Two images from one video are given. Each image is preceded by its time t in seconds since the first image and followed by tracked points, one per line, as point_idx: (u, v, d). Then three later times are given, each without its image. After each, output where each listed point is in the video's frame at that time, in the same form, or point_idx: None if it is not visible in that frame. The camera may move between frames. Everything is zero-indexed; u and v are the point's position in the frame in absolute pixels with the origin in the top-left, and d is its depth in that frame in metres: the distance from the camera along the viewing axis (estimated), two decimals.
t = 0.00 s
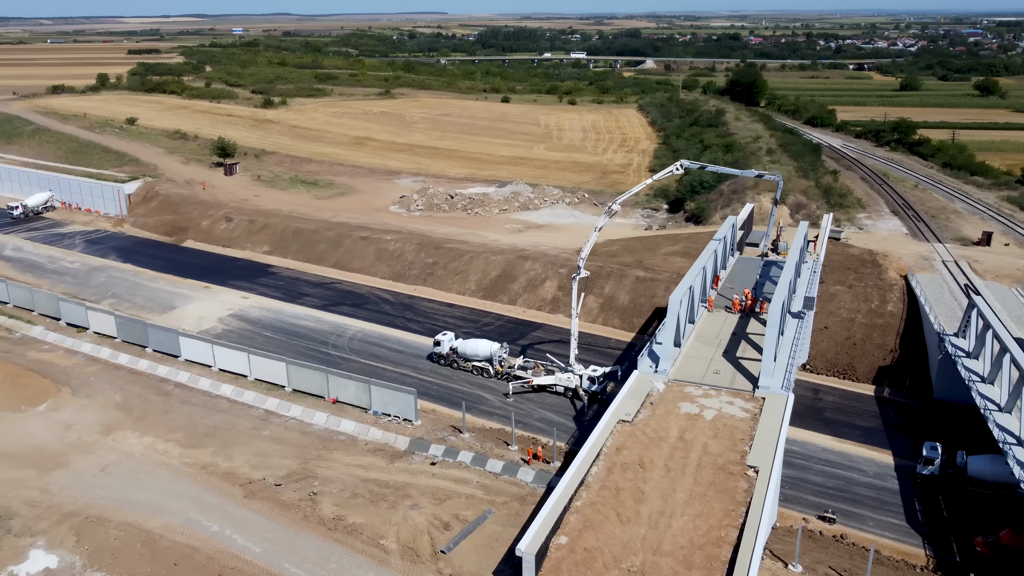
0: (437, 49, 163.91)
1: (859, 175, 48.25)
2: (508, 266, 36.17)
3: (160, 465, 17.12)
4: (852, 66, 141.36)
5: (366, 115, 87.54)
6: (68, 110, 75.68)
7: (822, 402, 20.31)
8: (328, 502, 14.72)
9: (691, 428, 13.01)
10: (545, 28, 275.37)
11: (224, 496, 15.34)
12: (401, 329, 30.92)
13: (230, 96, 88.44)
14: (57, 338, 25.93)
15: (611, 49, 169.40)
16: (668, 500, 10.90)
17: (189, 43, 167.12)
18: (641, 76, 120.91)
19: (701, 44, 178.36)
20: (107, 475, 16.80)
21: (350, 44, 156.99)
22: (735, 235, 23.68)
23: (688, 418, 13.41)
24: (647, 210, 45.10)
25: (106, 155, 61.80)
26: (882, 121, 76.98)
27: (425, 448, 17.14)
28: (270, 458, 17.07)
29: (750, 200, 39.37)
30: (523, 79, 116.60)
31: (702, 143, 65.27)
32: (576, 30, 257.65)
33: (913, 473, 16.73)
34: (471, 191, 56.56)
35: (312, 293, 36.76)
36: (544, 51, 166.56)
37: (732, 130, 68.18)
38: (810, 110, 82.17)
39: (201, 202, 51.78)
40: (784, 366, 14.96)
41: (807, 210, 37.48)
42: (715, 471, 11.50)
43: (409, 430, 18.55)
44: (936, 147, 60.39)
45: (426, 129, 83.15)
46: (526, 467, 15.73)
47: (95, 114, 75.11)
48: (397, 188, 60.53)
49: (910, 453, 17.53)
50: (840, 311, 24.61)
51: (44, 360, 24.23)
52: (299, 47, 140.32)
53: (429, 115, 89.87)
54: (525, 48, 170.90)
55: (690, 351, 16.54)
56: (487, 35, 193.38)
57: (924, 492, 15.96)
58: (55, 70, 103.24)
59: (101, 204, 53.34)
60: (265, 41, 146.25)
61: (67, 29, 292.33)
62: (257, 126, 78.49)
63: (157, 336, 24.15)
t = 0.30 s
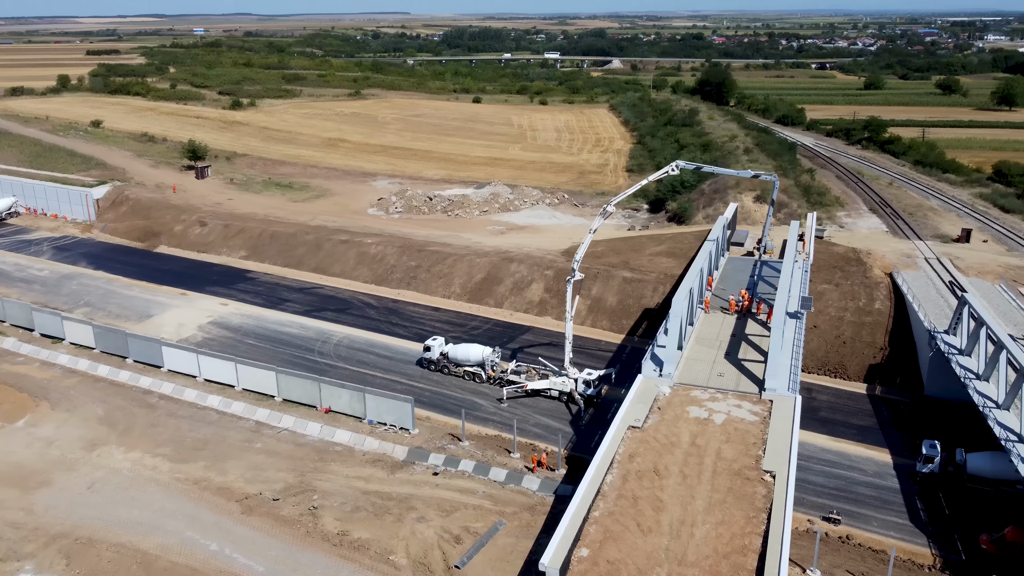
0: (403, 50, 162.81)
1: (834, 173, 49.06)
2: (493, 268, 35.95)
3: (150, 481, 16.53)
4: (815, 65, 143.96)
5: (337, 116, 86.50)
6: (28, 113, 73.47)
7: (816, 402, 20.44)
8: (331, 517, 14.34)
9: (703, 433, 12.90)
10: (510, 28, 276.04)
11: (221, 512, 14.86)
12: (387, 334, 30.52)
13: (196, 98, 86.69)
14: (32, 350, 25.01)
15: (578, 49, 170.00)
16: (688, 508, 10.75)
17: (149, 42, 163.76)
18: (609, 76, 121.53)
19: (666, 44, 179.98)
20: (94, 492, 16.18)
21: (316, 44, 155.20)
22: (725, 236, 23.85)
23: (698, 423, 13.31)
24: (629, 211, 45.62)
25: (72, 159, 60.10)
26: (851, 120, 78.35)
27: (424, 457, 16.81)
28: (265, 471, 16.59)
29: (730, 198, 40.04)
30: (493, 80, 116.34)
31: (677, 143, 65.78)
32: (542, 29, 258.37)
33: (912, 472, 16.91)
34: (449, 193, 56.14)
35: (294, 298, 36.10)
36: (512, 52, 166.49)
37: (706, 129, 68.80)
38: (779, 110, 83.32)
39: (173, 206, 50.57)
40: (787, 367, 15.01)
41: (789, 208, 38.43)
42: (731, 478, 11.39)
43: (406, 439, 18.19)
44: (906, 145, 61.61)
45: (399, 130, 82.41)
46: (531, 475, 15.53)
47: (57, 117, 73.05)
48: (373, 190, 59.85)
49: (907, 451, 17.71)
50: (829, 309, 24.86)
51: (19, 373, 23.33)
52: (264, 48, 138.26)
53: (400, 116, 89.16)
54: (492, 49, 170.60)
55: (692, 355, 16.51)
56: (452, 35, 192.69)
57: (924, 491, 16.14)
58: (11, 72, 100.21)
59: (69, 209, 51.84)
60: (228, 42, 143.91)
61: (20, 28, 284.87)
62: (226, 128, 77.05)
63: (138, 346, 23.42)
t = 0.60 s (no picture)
0: (368, 50, 161.45)
1: (810, 171, 49.80)
2: (478, 271, 35.69)
3: (141, 498, 15.98)
4: (779, 65, 146.39)
5: (307, 117, 85.32)
6: None
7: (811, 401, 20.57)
8: (334, 533, 13.97)
9: (715, 437, 12.81)
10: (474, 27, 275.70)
11: (219, 530, 14.40)
12: (373, 340, 30.08)
13: (162, 100, 84.84)
14: (6, 362, 24.08)
15: (545, 48, 170.25)
16: (709, 516, 10.63)
17: (107, 43, 159.86)
18: (577, 75, 122.01)
19: (631, 44, 181.21)
20: (82, 512, 15.57)
21: (280, 45, 153.17)
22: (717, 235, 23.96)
23: (709, 428, 13.21)
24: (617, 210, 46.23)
25: (36, 164, 58.35)
26: (821, 119, 79.61)
27: (425, 467, 16.51)
28: (262, 485, 16.12)
29: (712, 198, 40.43)
30: (462, 80, 115.91)
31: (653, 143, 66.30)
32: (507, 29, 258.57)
33: (911, 470, 17.09)
34: (427, 195, 55.69)
35: (275, 304, 35.42)
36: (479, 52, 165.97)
37: (682, 129, 69.35)
38: (750, 109, 84.31)
39: (145, 210, 49.27)
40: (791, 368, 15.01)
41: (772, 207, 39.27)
42: (749, 483, 11.31)
43: (404, 449, 17.85)
44: (878, 144, 62.78)
45: (371, 131, 81.60)
46: (537, 483, 15.35)
47: (18, 120, 70.89)
48: (349, 192, 59.13)
49: (905, 450, 17.88)
50: (817, 308, 25.09)
51: None
52: (227, 49, 135.94)
53: (372, 117, 88.31)
54: (458, 49, 169.89)
55: (694, 357, 16.45)
56: (416, 36, 191.73)
57: (924, 489, 16.32)
58: None
59: (35, 215, 50.31)
60: (190, 43, 141.17)
61: None
62: (195, 130, 75.50)
63: (120, 357, 22.65)
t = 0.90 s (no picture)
0: (332, 51, 159.62)
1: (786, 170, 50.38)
2: (463, 273, 35.35)
3: (133, 517, 15.45)
4: (744, 64, 148.28)
5: (278, 119, 84.00)
6: None
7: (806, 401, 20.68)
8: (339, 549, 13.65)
9: (728, 442, 12.72)
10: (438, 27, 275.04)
11: (219, 550, 13.99)
12: (360, 345, 29.61)
13: (127, 102, 82.84)
14: None
15: (513, 48, 170.14)
16: (731, 523, 10.53)
17: (64, 44, 155.70)
18: (546, 75, 122.17)
19: (598, 43, 182.00)
20: (72, 533, 15.00)
21: (243, 47, 150.78)
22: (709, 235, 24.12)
23: (720, 431, 13.12)
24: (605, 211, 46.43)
25: None
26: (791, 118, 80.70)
27: (426, 477, 16.20)
28: (259, 499, 15.67)
29: (694, 197, 40.66)
30: (432, 80, 115.26)
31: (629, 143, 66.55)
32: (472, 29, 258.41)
33: (910, 468, 17.24)
34: (405, 196, 55.14)
35: (256, 310, 34.69)
36: (446, 53, 165.17)
37: (657, 129, 69.76)
38: (722, 107, 85.13)
39: (115, 215, 47.95)
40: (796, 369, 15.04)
41: (754, 206, 39.71)
42: (768, 488, 11.24)
43: (403, 458, 17.52)
44: (850, 142, 63.81)
45: (344, 132, 80.64)
46: (543, 491, 15.21)
47: None
48: (326, 195, 58.30)
49: (902, 448, 18.03)
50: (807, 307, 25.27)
51: None
52: (189, 50, 133.30)
53: (344, 118, 87.30)
54: (426, 49, 168.90)
55: (697, 359, 16.37)
56: (381, 37, 190.19)
57: (925, 486, 16.47)
58: None
59: None
60: (151, 44, 138.08)
61: None
62: (163, 132, 73.82)
63: (101, 368, 21.88)
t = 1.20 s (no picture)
0: (297, 51, 157.63)
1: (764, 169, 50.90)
2: (449, 276, 35.01)
3: (128, 536, 14.93)
4: (711, 64, 149.89)
5: (248, 121, 82.63)
6: None
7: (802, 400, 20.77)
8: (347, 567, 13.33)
9: (742, 446, 12.63)
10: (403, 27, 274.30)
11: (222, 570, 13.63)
12: (348, 351, 29.12)
13: (91, 104, 80.81)
14: None
15: (482, 49, 169.78)
16: (755, 529, 10.45)
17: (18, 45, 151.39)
18: (515, 76, 122.20)
19: (565, 43, 182.47)
20: (64, 555, 14.45)
21: (206, 48, 148.27)
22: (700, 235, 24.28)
23: (732, 435, 13.04)
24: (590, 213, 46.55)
25: None
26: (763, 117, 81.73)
27: (430, 487, 15.89)
28: (258, 515, 15.24)
29: (677, 198, 40.85)
30: (401, 81, 114.52)
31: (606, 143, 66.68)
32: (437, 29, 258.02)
33: (910, 466, 17.38)
34: (384, 199, 54.57)
35: (238, 317, 33.98)
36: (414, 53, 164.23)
37: (634, 129, 70.08)
38: (694, 107, 85.87)
39: (86, 221, 46.64)
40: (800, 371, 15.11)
41: (737, 207, 39.98)
42: (788, 493, 11.18)
43: (403, 468, 17.19)
44: (823, 141, 64.77)
45: (316, 134, 79.62)
46: (552, 500, 15.03)
47: None
48: (303, 198, 57.42)
49: (900, 447, 18.17)
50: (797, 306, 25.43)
51: None
52: (151, 50, 130.57)
53: (315, 120, 86.18)
54: (393, 50, 167.83)
55: (699, 362, 16.33)
56: (347, 37, 188.15)
57: (926, 485, 16.62)
58: None
59: None
60: (111, 45, 134.93)
61: None
62: (130, 135, 72.11)
63: (83, 381, 21.15)
